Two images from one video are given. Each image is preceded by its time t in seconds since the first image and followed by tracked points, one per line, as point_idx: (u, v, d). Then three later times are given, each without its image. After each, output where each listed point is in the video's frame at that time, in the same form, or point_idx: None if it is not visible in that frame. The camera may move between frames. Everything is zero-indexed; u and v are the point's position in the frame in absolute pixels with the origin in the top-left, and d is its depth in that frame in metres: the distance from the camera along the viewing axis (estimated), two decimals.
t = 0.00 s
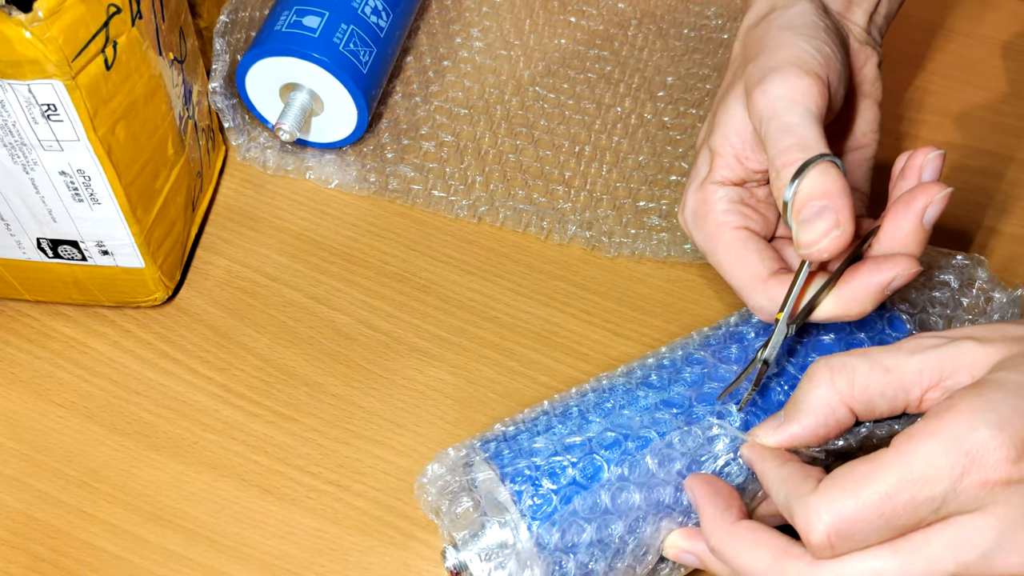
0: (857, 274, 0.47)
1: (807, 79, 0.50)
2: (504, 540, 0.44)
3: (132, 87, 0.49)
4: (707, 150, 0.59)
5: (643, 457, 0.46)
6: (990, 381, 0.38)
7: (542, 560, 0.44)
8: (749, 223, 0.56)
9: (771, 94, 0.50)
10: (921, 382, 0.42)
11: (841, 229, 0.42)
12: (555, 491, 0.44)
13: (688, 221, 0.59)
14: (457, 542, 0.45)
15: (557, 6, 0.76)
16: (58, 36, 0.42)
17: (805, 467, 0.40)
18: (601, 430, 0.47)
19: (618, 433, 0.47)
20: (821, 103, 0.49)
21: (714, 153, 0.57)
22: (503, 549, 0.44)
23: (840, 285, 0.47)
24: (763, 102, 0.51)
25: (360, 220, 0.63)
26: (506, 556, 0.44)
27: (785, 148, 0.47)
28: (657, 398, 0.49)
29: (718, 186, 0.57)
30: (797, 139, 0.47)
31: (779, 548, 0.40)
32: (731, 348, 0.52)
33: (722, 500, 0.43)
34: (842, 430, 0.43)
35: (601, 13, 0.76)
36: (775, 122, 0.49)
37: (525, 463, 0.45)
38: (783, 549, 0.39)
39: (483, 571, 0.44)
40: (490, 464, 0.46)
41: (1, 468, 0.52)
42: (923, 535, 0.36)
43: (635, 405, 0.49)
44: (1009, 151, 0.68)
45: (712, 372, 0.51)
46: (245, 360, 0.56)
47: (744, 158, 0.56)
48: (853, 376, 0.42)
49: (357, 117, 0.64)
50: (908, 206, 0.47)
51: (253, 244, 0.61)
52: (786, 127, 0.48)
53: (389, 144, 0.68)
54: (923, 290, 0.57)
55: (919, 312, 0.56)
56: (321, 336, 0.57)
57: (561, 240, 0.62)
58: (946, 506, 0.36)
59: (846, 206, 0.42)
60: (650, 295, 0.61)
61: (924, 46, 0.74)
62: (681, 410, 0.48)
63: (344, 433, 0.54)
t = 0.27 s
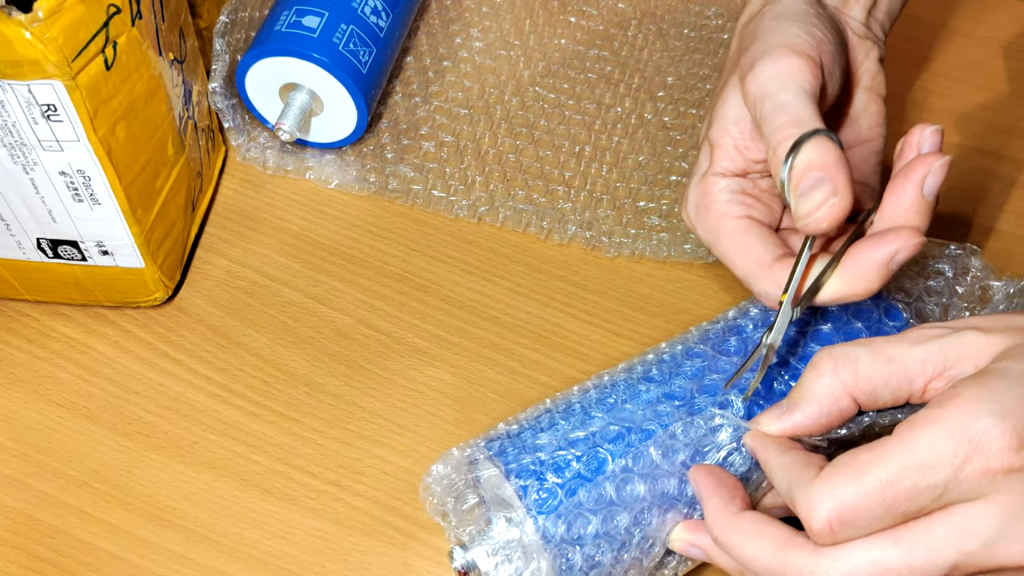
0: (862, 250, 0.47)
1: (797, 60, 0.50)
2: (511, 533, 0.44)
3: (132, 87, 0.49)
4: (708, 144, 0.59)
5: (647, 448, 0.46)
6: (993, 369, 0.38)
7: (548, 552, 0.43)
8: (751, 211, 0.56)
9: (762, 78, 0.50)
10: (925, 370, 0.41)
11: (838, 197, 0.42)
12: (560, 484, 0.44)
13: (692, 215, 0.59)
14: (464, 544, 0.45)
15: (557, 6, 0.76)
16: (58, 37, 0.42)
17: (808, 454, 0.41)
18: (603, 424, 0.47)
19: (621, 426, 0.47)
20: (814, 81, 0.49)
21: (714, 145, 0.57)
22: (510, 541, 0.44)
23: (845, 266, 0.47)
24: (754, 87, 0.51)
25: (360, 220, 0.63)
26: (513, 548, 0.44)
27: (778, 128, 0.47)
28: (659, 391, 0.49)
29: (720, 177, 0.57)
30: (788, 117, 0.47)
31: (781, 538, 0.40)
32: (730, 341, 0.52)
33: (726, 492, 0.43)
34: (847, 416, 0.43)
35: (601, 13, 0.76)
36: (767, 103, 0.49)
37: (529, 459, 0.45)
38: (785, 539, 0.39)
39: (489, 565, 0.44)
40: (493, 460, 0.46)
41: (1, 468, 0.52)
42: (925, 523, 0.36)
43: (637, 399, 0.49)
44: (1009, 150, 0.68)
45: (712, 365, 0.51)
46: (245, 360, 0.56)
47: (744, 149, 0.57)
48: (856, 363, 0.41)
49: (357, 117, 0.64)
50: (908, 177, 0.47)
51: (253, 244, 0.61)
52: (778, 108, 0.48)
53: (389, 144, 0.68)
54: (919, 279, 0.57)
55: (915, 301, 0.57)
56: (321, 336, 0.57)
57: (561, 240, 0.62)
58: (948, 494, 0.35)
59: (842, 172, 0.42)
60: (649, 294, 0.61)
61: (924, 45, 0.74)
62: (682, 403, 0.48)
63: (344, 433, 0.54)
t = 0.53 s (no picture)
0: (840, 275, 0.47)
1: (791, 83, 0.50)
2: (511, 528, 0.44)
3: (132, 87, 0.49)
4: (702, 153, 0.59)
5: (646, 445, 0.46)
6: (992, 367, 0.38)
7: (547, 548, 0.44)
8: (740, 223, 0.56)
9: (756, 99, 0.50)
10: (924, 368, 0.41)
11: (821, 229, 0.42)
12: (559, 480, 0.45)
13: (682, 223, 0.59)
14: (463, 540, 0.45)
15: (557, 6, 0.76)
16: (58, 37, 0.42)
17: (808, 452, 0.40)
18: (603, 421, 0.47)
19: (621, 423, 0.47)
20: (807, 106, 0.49)
21: (708, 155, 0.58)
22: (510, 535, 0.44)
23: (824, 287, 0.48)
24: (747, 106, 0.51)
25: (360, 220, 0.63)
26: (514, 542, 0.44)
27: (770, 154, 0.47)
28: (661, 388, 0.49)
29: (711, 188, 0.57)
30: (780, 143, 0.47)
31: (780, 535, 0.40)
32: (730, 339, 0.52)
33: (726, 489, 0.43)
34: (847, 413, 0.43)
35: (602, 13, 0.76)
36: (760, 127, 0.49)
37: (529, 455, 0.46)
38: (785, 536, 0.39)
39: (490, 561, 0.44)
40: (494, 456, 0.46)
41: (1, 468, 0.52)
42: (924, 521, 0.36)
43: (637, 396, 0.49)
44: (1009, 150, 0.68)
45: (711, 362, 0.51)
46: (245, 360, 0.56)
47: (737, 161, 0.57)
48: (855, 361, 0.41)
49: (357, 117, 0.64)
50: (891, 202, 0.47)
51: (253, 244, 0.61)
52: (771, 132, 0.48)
53: (389, 144, 0.68)
54: (919, 279, 0.57)
55: (916, 300, 0.56)
56: (321, 336, 0.57)
57: (561, 240, 0.62)
58: (947, 492, 0.35)
59: (825, 208, 0.43)
60: (649, 294, 0.61)
61: (924, 45, 0.74)
62: (682, 401, 0.49)
63: (344, 433, 0.54)
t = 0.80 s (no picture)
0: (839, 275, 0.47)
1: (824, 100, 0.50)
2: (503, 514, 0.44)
3: (132, 87, 0.49)
4: (712, 149, 0.58)
5: (644, 438, 0.46)
6: (988, 372, 0.38)
7: (537, 532, 0.44)
8: (746, 219, 0.56)
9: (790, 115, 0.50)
10: (925, 374, 0.41)
11: (857, 242, 0.43)
12: (554, 468, 0.45)
13: (687, 216, 0.58)
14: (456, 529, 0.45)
15: (557, 6, 0.76)
16: (58, 36, 0.42)
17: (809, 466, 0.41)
18: (601, 415, 0.48)
19: (619, 417, 0.47)
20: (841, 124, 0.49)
21: (720, 153, 0.57)
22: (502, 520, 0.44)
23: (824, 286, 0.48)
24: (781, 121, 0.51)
25: (360, 220, 0.63)
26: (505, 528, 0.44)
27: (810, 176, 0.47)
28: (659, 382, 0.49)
29: (720, 186, 0.56)
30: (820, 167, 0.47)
31: (779, 542, 0.40)
32: (730, 336, 0.52)
33: (724, 494, 0.43)
34: (848, 418, 0.43)
35: (602, 13, 0.76)
36: (799, 147, 0.49)
37: (526, 445, 0.46)
38: (783, 543, 0.40)
39: (484, 546, 0.44)
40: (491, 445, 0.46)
41: (1, 468, 0.52)
42: (923, 530, 0.36)
43: (635, 390, 0.49)
44: (1008, 151, 0.69)
45: (711, 358, 0.51)
46: (245, 360, 0.56)
47: (751, 162, 0.56)
48: (856, 369, 0.41)
49: (357, 117, 0.64)
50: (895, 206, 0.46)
51: (253, 244, 0.61)
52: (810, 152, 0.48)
53: (389, 144, 0.68)
54: (921, 280, 0.57)
55: (917, 301, 0.56)
56: (321, 336, 0.57)
57: (561, 240, 0.62)
58: (947, 502, 0.35)
59: (864, 224, 0.43)
60: (649, 295, 0.61)
61: (924, 46, 0.74)
62: (681, 396, 0.49)
63: (344, 433, 0.54)
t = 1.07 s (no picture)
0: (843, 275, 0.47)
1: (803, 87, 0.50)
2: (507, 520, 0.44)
3: (132, 87, 0.49)
4: (706, 153, 0.58)
5: (651, 445, 0.46)
6: (1004, 393, 0.38)
7: (541, 539, 0.44)
8: (742, 227, 0.56)
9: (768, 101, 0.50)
10: (941, 388, 0.41)
11: (832, 235, 0.42)
12: (560, 476, 0.44)
13: (683, 223, 0.59)
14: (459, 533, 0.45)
15: (557, 6, 0.76)
16: (58, 37, 0.42)
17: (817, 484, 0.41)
18: (606, 421, 0.47)
19: (624, 424, 0.47)
20: (819, 110, 0.49)
21: (711, 156, 0.57)
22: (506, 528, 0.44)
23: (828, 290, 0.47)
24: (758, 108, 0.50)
25: (360, 220, 0.63)
26: (509, 535, 0.44)
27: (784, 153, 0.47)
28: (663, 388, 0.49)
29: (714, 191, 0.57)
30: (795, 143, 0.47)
31: (791, 559, 0.40)
32: (734, 339, 0.52)
33: (733, 509, 0.43)
34: (863, 437, 0.42)
35: (602, 13, 0.76)
36: (773, 129, 0.49)
37: (531, 452, 0.45)
38: (795, 560, 0.40)
39: (488, 551, 0.44)
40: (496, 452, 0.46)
41: (1, 468, 0.52)
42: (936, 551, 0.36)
43: (640, 396, 0.49)
44: (1009, 150, 0.68)
45: (715, 362, 0.51)
46: (245, 360, 0.56)
47: (740, 162, 0.56)
48: (873, 387, 0.41)
49: (357, 117, 0.64)
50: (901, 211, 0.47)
51: (253, 244, 0.61)
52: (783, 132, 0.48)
53: (389, 144, 0.68)
54: (923, 285, 0.57)
55: (920, 306, 0.56)
56: (321, 336, 0.57)
57: (561, 240, 0.62)
58: (965, 524, 0.36)
59: (839, 214, 0.42)
60: (650, 295, 0.61)
61: (924, 45, 0.74)
62: (685, 401, 0.48)
63: (344, 433, 0.54)
